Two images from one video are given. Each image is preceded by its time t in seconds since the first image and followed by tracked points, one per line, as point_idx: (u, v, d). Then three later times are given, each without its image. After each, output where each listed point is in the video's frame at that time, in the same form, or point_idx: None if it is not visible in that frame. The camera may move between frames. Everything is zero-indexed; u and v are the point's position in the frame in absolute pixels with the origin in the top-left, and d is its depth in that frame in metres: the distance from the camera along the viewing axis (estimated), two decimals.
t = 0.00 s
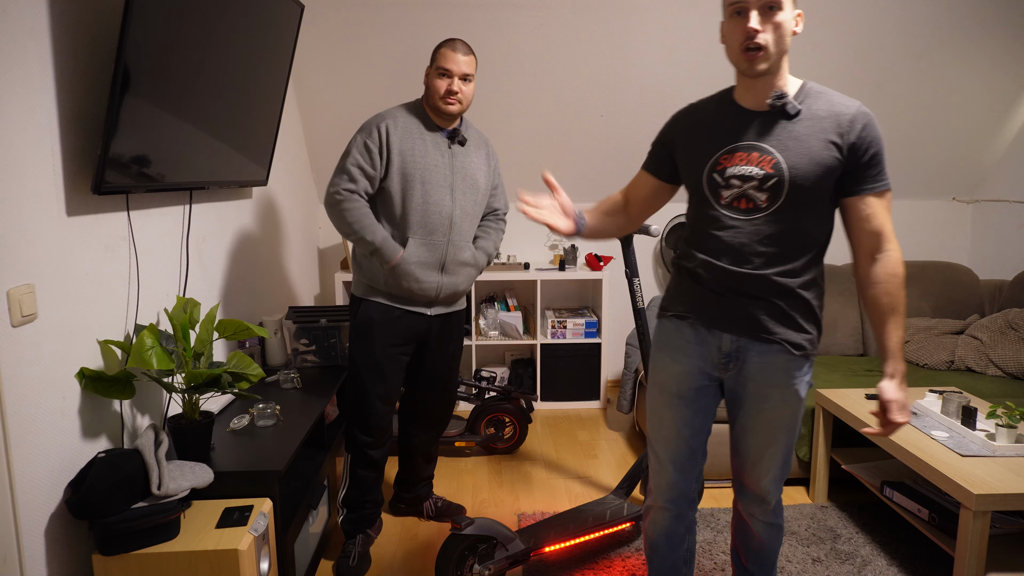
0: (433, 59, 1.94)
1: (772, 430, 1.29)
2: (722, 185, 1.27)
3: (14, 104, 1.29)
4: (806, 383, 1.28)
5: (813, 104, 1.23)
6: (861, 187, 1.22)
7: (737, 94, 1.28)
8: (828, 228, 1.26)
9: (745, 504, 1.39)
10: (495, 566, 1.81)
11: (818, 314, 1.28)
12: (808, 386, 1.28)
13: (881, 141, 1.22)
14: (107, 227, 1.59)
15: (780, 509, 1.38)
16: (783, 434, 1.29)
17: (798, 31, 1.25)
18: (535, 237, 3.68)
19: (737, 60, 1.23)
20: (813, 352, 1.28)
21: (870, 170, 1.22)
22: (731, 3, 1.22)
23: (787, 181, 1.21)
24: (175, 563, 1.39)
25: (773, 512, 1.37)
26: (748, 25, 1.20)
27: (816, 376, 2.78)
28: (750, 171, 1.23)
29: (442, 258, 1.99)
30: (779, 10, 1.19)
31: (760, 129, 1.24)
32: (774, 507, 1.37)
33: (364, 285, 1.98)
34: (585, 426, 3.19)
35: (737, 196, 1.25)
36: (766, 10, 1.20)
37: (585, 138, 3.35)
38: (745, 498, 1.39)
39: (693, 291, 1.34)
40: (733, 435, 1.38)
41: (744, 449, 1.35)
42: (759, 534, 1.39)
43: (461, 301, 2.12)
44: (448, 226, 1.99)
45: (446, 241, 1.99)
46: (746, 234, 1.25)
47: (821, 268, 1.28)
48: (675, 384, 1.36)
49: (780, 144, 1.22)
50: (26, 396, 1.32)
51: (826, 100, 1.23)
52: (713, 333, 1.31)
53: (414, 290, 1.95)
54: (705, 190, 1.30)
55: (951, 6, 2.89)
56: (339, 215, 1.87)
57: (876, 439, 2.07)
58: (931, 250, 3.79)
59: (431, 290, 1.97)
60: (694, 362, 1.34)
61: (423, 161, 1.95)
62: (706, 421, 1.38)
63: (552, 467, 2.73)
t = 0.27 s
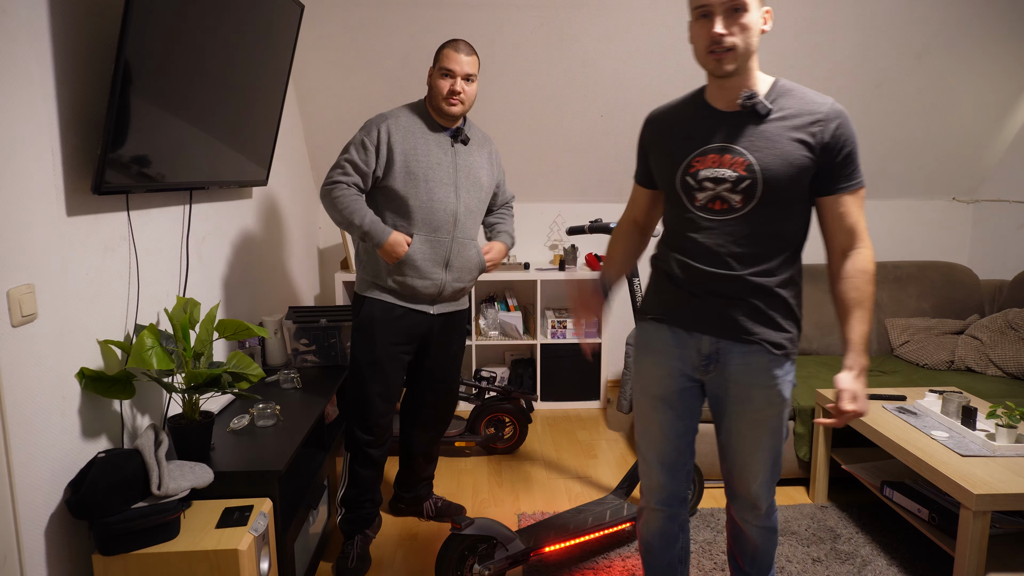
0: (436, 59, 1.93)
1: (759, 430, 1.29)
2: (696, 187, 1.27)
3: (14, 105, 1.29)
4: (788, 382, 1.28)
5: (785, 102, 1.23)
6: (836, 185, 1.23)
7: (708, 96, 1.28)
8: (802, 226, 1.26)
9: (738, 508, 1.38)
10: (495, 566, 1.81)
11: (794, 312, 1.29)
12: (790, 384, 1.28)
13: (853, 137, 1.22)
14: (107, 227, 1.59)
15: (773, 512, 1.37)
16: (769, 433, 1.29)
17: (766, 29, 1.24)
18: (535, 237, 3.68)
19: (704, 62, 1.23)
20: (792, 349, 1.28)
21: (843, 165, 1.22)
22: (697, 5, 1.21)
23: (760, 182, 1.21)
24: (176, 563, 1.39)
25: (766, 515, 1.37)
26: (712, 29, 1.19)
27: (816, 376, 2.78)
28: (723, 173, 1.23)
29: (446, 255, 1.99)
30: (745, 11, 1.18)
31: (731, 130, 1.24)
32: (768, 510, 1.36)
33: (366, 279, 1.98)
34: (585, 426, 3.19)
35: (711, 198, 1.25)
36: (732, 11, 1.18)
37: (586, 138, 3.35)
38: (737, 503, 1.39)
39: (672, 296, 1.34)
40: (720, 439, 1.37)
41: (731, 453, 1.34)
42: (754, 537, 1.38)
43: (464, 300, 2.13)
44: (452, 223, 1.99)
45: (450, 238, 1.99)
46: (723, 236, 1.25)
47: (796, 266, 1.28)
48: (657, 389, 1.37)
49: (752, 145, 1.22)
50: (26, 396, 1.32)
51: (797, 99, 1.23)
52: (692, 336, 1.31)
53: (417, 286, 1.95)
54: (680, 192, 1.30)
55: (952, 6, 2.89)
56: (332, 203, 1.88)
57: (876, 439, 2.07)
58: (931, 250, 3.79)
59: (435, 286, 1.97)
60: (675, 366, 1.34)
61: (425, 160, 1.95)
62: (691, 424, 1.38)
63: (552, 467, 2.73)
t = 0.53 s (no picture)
0: (443, 61, 1.90)
1: (732, 432, 1.27)
2: (661, 186, 1.28)
3: (14, 105, 1.29)
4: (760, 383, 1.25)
5: (751, 99, 1.22)
6: (806, 180, 1.21)
7: (679, 96, 1.29)
8: (769, 223, 1.25)
9: (728, 521, 1.33)
10: (495, 566, 1.81)
11: (764, 311, 1.28)
12: (762, 385, 1.25)
13: (821, 131, 1.20)
14: (107, 228, 1.59)
15: (765, 525, 1.31)
16: (744, 435, 1.26)
17: (721, 27, 1.21)
18: (535, 238, 3.68)
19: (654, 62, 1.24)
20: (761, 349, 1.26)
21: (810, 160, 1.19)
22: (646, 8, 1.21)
23: (721, 178, 1.21)
24: (175, 563, 1.39)
25: (756, 528, 1.30)
26: (653, 32, 1.21)
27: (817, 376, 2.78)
28: (686, 171, 1.25)
29: (450, 252, 2.00)
30: (681, 13, 1.17)
31: (696, 128, 1.25)
32: (759, 523, 1.30)
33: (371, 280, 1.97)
34: (585, 426, 3.19)
35: (676, 195, 1.26)
36: (674, 14, 1.17)
37: (586, 138, 3.35)
38: (724, 515, 1.33)
39: (643, 295, 1.36)
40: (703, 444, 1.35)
41: (713, 456, 1.31)
42: (745, 552, 1.32)
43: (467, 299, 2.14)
44: (456, 221, 1.99)
45: (454, 235, 2.00)
46: (688, 233, 1.26)
47: (765, 264, 1.27)
48: (632, 389, 1.39)
49: (714, 142, 1.23)
50: (27, 396, 1.32)
51: (762, 95, 1.22)
52: (660, 334, 1.32)
53: (423, 285, 1.96)
54: (649, 191, 1.32)
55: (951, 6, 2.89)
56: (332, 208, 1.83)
57: (876, 439, 2.07)
58: (930, 250, 3.79)
59: (440, 285, 1.98)
60: (645, 365, 1.36)
61: (427, 159, 1.95)
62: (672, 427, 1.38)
63: (552, 467, 2.73)
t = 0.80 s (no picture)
0: (456, 67, 1.93)
1: (691, 435, 1.26)
2: (644, 185, 1.33)
3: (14, 106, 1.29)
4: (722, 384, 1.23)
5: (725, 96, 1.24)
6: (774, 173, 1.16)
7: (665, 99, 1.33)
8: (744, 218, 1.23)
9: (695, 541, 1.30)
10: (495, 566, 1.81)
11: (738, 308, 1.25)
12: (726, 384, 1.23)
13: (793, 123, 1.16)
14: (107, 228, 1.59)
15: (738, 547, 1.26)
16: (704, 442, 1.25)
17: (695, 27, 1.24)
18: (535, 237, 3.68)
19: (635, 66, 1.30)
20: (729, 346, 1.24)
21: (779, 153, 1.15)
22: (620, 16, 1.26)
23: (690, 176, 1.24)
24: (175, 563, 1.39)
25: (713, 538, 1.27)
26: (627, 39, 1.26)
27: (817, 376, 2.78)
28: (662, 169, 1.29)
29: (453, 253, 2.01)
30: (652, 20, 1.22)
31: (672, 127, 1.29)
32: (727, 544, 1.26)
33: (375, 281, 1.96)
34: (585, 426, 3.19)
35: (654, 194, 1.31)
36: (645, 21, 1.23)
37: (586, 138, 3.35)
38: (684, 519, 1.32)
39: (627, 291, 1.39)
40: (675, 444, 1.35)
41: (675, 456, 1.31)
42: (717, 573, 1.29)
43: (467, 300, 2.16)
44: (459, 222, 2.00)
45: (456, 236, 2.00)
46: (665, 229, 1.29)
47: (741, 261, 1.25)
48: (616, 383, 1.43)
49: (686, 139, 1.26)
50: (27, 396, 1.32)
51: (736, 92, 1.23)
52: (638, 329, 1.35)
53: (426, 286, 1.96)
54: (633, 191, 1.37)
55: (952, 6, 2.89)
56: (332, 217, 1.88)
57: (877, 439, 2.07)
58: (930, 250, 3.79)
59: (443, 285, 1.99)
60: (626, 359, 1.39)
61: (431, 160, 1.95)
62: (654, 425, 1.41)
63: (552, 467, 2.73)
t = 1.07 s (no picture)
0: (458, 68, 1.93)
1: (674, 437, 1.27)
2: (644, 183, 1.32)
3: (14, 105, 1.29)
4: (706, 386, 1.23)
5: (727, 95, 1.23)
6: (776, 175, 1.15)
7: (668, 98, 1.31)
8: (742, 218, 1.22)
9: (677, 543, 1.31)
10: (495, 566, 1.81)
11: (734, 308, 1.25)
12: (709, 384, 1.23)
13: (795, 124, 1.15)
14: (107, 228, 1.59)
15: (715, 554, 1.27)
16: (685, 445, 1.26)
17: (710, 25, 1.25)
18: (535, 238, 3.68)
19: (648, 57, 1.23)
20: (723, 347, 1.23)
21: (782, 155, 1.14)
22: (639, 4, 1.22)
23: (691, 175, 1.23)
24: (175, 563, 1.39)
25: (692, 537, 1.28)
26: (653, 26, 1.19)
27: (817, 376, 2.78)
28: (663, 167, 1.28)
29: (454, 253, 2.00)
30: (682, 8, 1.18)
31: (675, 125, 1.28)
32: (704, 548, 1.27)
33: (375, 282, 1.97)
34: (585, 426, 3.19)
35: (655, 193, 1.30)
36: (671, 8, 1.19)
37: (587, 138, 3.35)
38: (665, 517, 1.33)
39: (625, 290, 1.39)
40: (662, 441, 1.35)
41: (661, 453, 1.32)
42: (699, 575, 1.30)
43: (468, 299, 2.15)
44: (459, 222, 2.00)
45: (457, 236, 2.00)
46: (664, 228, 1.29)
47: (740, 262, 1.24)
48: (613, 383, 1.43)
49: (688, 138, 1.25)
50: (27, 396, 1.32)
51: (738, 91, 1.22)
52: (635, 329, 1.35)
53: (427, 286, 1.96)
54: (634, 189, 1.36)
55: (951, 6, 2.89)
56: (334, 223, 1.89)
57: (877, 439, 2.07)
58: (930, 250, 3.79)
59: (444, 286, 1.99)
60: (623, 358, 1.39)
61: (431, 160, 1.95)
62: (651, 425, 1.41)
63: (552, 467, 2.73)
